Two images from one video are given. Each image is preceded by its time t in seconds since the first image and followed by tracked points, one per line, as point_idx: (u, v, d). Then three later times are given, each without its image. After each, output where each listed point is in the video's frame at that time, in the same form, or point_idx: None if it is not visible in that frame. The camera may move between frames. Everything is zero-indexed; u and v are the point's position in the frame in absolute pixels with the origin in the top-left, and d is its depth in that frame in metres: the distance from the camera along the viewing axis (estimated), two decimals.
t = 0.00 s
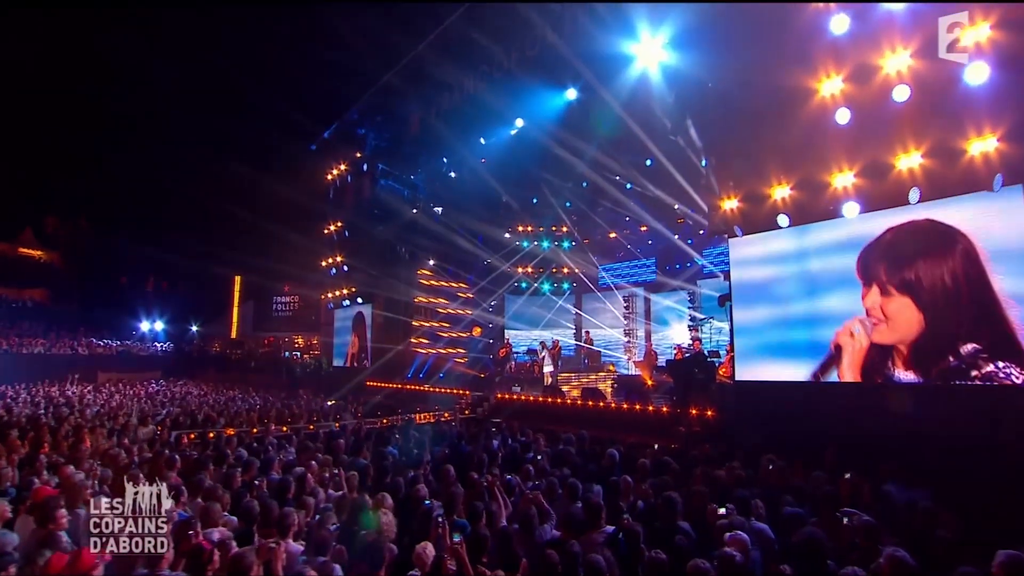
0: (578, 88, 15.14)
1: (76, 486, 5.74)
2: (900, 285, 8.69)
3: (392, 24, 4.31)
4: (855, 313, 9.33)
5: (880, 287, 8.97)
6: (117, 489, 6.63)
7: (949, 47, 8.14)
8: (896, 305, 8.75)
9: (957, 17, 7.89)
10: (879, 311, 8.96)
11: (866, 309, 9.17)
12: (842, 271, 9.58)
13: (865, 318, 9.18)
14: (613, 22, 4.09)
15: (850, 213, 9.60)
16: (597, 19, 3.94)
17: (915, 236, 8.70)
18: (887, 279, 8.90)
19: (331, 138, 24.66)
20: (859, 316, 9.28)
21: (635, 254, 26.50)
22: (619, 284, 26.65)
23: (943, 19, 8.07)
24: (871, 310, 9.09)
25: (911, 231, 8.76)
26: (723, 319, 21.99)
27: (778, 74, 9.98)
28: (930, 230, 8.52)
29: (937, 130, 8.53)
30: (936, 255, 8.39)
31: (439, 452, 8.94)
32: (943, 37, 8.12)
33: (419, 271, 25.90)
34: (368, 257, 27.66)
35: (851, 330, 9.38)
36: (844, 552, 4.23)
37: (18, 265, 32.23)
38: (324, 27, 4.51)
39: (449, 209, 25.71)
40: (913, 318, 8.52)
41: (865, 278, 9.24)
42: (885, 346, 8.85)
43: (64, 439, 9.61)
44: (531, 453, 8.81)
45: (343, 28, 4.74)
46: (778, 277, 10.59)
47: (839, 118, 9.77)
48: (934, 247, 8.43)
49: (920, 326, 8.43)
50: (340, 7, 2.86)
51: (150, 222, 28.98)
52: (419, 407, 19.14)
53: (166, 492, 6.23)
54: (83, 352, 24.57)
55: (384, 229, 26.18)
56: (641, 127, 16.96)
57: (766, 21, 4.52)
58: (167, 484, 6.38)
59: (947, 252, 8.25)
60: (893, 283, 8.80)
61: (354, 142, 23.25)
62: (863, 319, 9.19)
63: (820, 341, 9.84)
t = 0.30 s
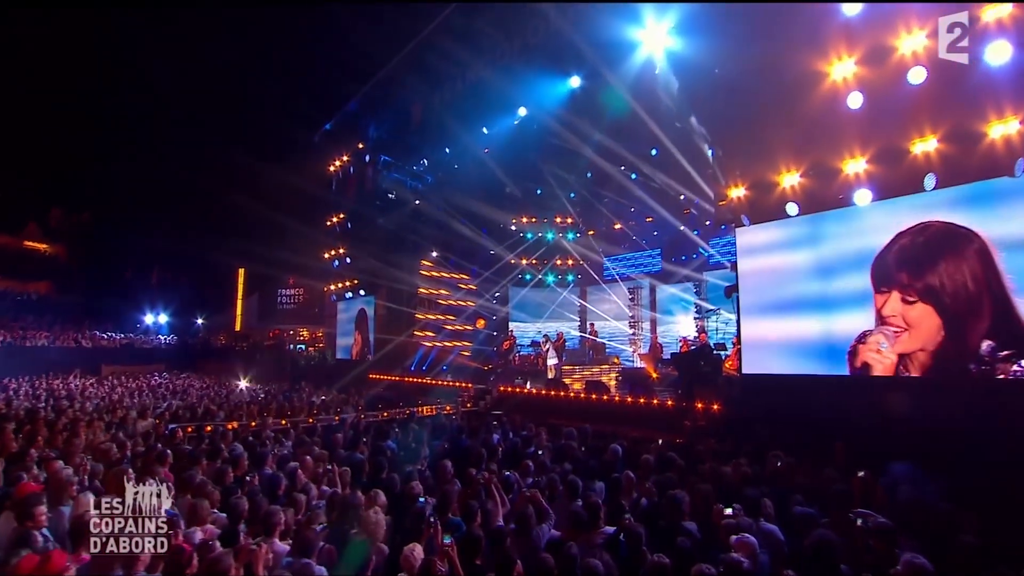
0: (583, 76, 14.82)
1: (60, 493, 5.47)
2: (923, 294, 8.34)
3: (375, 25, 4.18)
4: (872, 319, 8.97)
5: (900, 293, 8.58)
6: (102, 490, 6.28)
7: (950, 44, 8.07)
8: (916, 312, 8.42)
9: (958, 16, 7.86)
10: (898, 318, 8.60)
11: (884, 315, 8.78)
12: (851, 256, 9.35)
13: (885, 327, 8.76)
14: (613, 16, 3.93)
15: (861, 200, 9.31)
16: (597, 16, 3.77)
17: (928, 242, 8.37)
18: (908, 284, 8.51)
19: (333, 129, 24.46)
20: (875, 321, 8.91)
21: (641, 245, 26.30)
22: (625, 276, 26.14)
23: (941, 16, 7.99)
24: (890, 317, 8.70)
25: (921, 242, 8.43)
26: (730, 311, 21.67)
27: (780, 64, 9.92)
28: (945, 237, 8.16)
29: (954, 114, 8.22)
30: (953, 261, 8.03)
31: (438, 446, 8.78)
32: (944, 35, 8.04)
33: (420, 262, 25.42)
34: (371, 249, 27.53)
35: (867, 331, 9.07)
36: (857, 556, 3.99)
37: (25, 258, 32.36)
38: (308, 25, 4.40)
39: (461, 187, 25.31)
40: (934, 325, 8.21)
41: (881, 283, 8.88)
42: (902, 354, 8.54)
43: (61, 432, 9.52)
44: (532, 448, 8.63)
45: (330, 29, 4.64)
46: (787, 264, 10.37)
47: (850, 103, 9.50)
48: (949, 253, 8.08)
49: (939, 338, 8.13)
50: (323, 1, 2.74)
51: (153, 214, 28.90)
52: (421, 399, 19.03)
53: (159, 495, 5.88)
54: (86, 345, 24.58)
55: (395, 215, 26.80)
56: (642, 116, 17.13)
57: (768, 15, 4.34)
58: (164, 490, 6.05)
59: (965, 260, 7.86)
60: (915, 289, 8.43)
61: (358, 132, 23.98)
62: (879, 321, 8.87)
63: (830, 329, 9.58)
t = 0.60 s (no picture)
0: (588, 65, 14.37)
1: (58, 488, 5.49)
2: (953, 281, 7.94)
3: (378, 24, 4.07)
4: (895, 308, 8.63)
5: (926, 280, 8.22)
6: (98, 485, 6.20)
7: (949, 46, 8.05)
8: (942, 299, 8.07)
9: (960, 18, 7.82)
10: (922, 306, 8.27)
11: (908, 304, 8.44)
12: (864, 245, 9.10)
13: (909, 316, 8.43)
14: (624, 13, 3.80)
15: (876, 187, 9.08)
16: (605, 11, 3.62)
17: (951, 229, 8.04)
18: (937, 271, 8.13)
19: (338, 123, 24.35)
20: (899, 310, 8.58)
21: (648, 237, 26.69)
22: (630, 272, 26.59)
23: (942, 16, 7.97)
24: (913, 306, 8.37)
25: (945, 227, 8.09)
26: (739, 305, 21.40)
27: (796, 54, 9.28)
28: (969, 222, 7.82)
29: (974, 99, 7.93)
30: (981, 246, 7.63)
31: (440, 442, 8.61)
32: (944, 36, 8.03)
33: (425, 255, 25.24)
34: (377, 242, 27.40)
35: (880, 324, 8.84)
36: (875, 561, 3.80)
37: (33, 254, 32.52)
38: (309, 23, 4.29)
39: (457, 193, 24.67)
40: (958, 314, 7.83)
41: (904, 270, 8.52)
42: (928, 343, 8.20)
43: (61, 427, 9.44)
44: (536, 444, 8.45)
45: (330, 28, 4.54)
46: (797, 253, 10.11)
47: (865, 88, 9.17)
48: (976, 237, 7.68)
49: (961, 326, 7.78)
50: None
51: (159, 208, 28.90)
52: (426, 393, 18.93)
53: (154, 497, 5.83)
54: (94, 339, 24.67)
55: (400, 208, 25.64)
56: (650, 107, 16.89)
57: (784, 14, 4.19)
58: (161, 493, 6.06)
59: (988, 250, 7.57)
60: (944, 276, 8.05)
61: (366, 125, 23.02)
62: (893, 314, 8.63)
63: (841, 322, 9.35)
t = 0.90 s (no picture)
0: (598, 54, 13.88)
1: (54, 485, 5.58)
2: (990, 236, 7.46)
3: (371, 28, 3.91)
4: (925, 267, 8.22)
5: (964, 232, 7.75)
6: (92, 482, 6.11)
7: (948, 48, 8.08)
8: (976, 257, 7.61)
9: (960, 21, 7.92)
10: (955, 262, 7.84)
11: (940, 257, 8.00)
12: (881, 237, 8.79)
13: (940, 269, 8.02)
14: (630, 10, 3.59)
15: (897, 173, 8.75)
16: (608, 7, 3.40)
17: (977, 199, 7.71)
18: (976, 224, 7.64)
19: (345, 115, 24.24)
20: (930, 265, 8.15)
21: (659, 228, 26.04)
22: (642, 263, 26.26)
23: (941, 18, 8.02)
24: (945, 260, 7.94)
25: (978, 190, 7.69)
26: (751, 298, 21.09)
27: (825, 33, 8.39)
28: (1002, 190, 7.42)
29: (1003, 80, 7.53)
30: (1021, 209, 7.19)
31: (444, 436, 8.51)
32: (943, 37, 8.07)
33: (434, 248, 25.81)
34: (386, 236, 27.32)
35: (895, 315, 8.60)
36: (896, 567, 3.59)
37: (48, 248, 32.86)
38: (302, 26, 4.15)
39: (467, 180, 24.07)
40: (988, 277, 7.42)
41: (935, 223, 8.14)
42: (956, 303, 7.82)
43: (66, 420, 9.44)
44: (541, 439, 8.32)
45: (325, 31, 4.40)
46: (812, 238, 9.81)
47: (885, 70, 8.87)
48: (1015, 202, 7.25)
49: (987, 290, 7.41)
50: None
51: (170, 201, 29.01)
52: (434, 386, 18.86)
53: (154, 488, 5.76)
54: (106, 332, 24.88)
55: (410, 198, 25.32)
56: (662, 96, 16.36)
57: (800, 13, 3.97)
58: (160, 484, 6.05)
59: (1008, 241, 7.26)
60: (981, 230, 7.57)
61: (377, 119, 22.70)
62: (909, 304, 8.39)
63: (855, 315, 9.12)
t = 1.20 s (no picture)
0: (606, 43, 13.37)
1: (51, 488, 5.49)
2: (1012, 202, 7.28)
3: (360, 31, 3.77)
4: (942, 234, 8.05)
5: (985, 197, 7.57)
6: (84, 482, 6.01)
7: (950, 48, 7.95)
8: (996, 223, 7.45)
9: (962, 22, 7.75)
10: (974, 226, 7.67)
11: (959, 222, 7.83)
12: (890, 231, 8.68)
13: (958, 234, 7.85)
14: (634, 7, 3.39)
15: (917, 162, 8.65)
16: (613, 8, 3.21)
17: (998, 166, 7.51)
18: (998, 189, 7.46)
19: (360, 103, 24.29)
20: (947, 231, 7.98)
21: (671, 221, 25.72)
22: (652, 256, 25.79)
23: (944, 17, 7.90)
24: (964, 226, 7.76)
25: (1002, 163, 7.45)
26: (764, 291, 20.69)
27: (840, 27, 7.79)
28: None
29: None
30: None
31: (448, 432, 8.36)
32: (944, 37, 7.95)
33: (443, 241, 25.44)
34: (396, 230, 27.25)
35: (911, 309, 8.41)
36: None
37: (62, 244, 33.19)
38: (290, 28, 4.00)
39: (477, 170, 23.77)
40: (1009, 243, 7.28)
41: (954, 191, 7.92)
42: (973, 268, 7.66)
43: (71, 414, 9.42)
44: (547, 436, 8.15)
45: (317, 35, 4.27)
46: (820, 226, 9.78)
47: (906, 53, 8.48)
48: None
49: (1006, 257, 7.27)
50: None
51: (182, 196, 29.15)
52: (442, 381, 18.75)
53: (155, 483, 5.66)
54: (118, 327, 25.04)
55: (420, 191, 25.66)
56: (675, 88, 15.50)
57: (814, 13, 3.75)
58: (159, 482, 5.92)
59: None
60: (1002, 197, 7.40)
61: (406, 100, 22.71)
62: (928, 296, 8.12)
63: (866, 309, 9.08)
